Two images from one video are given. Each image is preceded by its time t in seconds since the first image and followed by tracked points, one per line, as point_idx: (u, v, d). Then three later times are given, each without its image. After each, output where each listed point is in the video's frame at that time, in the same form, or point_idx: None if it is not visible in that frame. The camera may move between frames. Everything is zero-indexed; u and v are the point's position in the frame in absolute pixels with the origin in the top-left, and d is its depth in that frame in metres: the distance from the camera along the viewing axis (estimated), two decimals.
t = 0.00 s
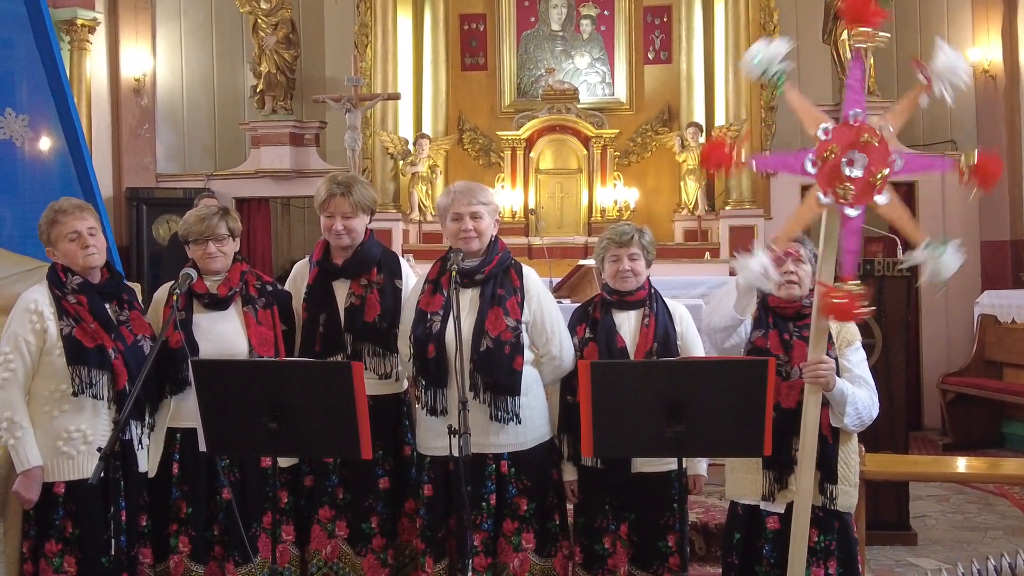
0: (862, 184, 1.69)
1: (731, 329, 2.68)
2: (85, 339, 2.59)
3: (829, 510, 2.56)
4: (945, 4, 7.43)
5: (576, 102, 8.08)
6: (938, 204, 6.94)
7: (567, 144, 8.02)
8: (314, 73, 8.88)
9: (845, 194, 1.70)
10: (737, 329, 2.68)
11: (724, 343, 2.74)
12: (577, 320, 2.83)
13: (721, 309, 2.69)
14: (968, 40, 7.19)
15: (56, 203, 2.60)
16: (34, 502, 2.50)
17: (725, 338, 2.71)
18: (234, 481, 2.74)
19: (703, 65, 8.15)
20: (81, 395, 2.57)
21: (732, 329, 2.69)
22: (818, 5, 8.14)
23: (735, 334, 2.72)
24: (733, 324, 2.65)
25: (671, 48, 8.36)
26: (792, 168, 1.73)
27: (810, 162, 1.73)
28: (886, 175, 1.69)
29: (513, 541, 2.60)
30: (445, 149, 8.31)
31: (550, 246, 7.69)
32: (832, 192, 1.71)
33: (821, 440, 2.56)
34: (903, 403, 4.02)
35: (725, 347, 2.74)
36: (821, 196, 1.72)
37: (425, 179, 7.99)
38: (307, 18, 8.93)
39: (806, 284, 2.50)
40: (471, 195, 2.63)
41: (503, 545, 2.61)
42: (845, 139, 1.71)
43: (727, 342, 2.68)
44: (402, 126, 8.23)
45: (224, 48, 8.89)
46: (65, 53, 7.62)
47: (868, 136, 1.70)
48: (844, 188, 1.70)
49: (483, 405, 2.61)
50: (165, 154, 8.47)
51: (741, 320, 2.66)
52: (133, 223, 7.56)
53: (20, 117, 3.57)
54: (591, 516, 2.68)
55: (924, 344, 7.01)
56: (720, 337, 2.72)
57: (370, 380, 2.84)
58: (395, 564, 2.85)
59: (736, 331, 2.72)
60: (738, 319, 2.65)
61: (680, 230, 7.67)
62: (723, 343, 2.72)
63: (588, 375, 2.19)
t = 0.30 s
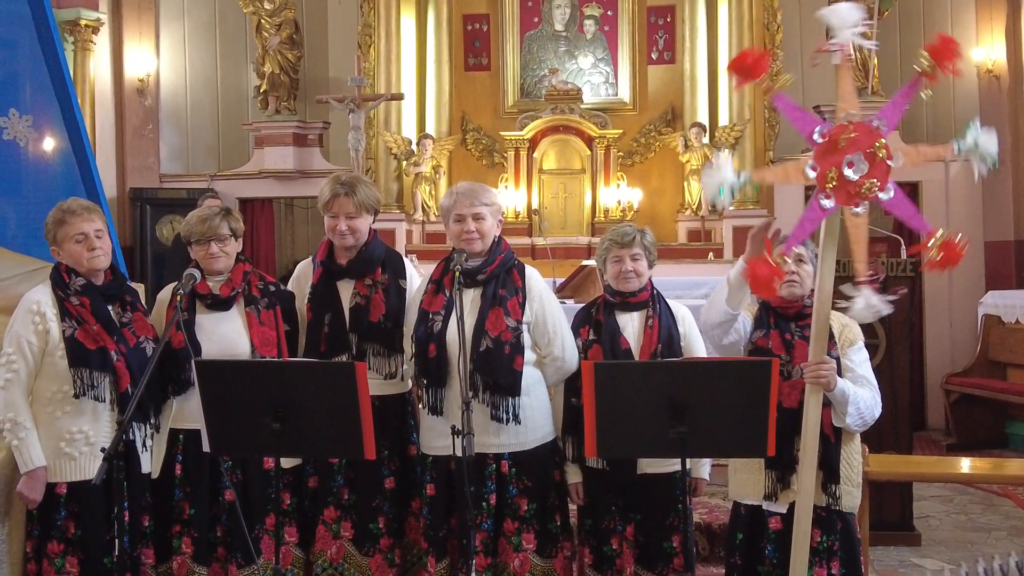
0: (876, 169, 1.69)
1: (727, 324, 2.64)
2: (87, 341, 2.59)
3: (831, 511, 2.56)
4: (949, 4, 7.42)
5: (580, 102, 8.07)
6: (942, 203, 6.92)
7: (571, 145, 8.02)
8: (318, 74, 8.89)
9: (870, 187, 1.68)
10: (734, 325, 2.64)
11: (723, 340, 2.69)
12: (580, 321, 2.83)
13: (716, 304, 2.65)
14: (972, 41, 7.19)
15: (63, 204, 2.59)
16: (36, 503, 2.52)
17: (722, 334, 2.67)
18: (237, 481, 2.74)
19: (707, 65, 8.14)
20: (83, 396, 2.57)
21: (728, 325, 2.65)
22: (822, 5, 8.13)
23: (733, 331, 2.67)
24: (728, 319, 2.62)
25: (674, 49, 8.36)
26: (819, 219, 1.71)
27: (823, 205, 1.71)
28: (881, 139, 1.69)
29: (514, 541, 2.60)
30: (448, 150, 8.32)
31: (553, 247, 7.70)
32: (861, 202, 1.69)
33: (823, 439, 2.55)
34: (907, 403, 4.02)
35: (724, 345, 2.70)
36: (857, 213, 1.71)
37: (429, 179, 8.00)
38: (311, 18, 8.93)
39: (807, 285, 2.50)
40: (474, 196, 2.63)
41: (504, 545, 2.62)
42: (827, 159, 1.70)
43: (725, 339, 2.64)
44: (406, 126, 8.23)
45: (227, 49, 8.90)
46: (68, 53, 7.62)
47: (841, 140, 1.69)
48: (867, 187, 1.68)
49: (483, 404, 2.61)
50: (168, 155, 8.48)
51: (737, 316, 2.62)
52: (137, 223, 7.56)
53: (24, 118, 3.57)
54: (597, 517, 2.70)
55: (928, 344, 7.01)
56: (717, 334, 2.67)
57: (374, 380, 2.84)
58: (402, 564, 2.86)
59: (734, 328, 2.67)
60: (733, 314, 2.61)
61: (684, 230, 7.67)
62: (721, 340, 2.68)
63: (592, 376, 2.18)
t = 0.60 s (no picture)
0: (864, 153, 1.76)
1: (734, 317, 2.61)
2: (93, 337, 2.60)
3: (834, 510, 2.56)
4: (953, 3, 7.41)
5: (584, 102, 8.07)
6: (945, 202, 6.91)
7: (574, 145, 8.02)
8: (321, 74, 8.88)
9: (873, 166, 1.76)
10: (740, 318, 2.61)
11: (729, 333, 2.65)
12: (582, 321, 2.84)
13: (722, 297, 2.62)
14: (976, 40, 7.18)
15: (76, 203, 2.60)
16: (41, 498, 2.55)
17: (729, 327, 2.62)
18: (240, 482, 2.72)
19: (710, 65, 8.14)
20: (88, 393, 2.58)
21: (735, 318, 2.61)
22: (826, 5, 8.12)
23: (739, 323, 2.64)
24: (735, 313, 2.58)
25: (677, 49, 8.37)
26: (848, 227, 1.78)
27: (845, 211, 1.77)
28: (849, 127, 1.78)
29: (515, 540, 2.60)
30: (452, 149, 8.32)
31: (556, 247, 7.75)
32: (871, 184, 1.76)
33: (825, 439, 2.55)
34: (911, 403, 4.01)
35: (730, 338, 2.65)
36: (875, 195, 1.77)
37: (432, 179, 8.02)
38: (314, 18, 8.93)
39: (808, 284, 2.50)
40: (477, 197, 2.62)
41: (504, 545, 2.62)
42: (822, 174, 1.77)
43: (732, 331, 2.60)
44: (409, 126, 8.23)
45: (231, 49, 8.91)
46: (72, 53, 7.63)
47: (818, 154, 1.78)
48: (870, 171, 1.76)
49: (484, 404, 2.62)
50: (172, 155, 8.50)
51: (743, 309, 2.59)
52: (140, 223, 7.56)
53: (28, 118, 3.58)
54: (601, 517, 2.69)
55: (931, 344, 7.01)
56: (725, 327, 2.63)
57: (379, 380, 2.85)
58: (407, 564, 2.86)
59: (740, 321, 2.64)
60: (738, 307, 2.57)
61: (687, 230, 7.67)
62: (728, 333, 2.63)
63: (596, 375, 2.18)
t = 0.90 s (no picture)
0: (849, 138, 1.78)
1: (739, 327, 2.68)
2: (106, 333, 2.62)
3: (839, 510, 2.55)
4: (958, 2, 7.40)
5: (588, 102, 8.07)
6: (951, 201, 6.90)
7: (579, 145, 8.02)
8: (326, 74, 8.89)
9: (867, 132, 1.77)
10: (745, 329, 2.68)
11: (732, 345, 2.73)
12: (587, 321, 2.84)
13: (729, 307, 2.69)
14: (982, 39, 7.17)
15: (89, 203, 2.63)
16: (52, 492, 2.56)
17: (733, 338, 2.70)
18: (245, 481, 2.73)
19: (715, 64, 8.13)
20: (102, 387, 2.61)
21: (740, 329, 2.68)
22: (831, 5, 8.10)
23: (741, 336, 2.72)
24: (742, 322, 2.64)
25: (682, 48, 8.35)
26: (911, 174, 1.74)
27: (893, 178, 1.75)
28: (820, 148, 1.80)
29: (520, 540, 2.60)
30: (457, 149, 8.32)
31: (561, 246, 7.69)
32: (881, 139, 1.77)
33: (831, 439, 2.55)
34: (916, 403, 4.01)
35: (732, 349, 2.73)
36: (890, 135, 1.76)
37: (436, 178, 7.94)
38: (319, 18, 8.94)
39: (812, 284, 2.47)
40: (481, 197, 2.62)
41: (511, 545, 2.62)
42: (857, 185, 1.76)
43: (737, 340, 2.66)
44: (414, 126, 8.23)
45: (236, 49, 8.91)
46: (78, 53, 7.64)
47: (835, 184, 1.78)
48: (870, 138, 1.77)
49: (489, 403, 2.62)
50: (177, 156, 8.52)
51: (750, 319, 2.66)
52: (145, 223, 7.58)
53: (34, 118, 3.59)
54: (604, 517, 2.69)
55: (936, 344, 6.99)
56: (728, 338, 2.71)
57: (384, 379, 2.85)
58: (413, 565, 2.86)
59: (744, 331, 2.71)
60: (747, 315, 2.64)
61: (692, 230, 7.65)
62: (731, 344, 2.70)
63: (602, 375, 2.18)
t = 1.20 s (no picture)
0: (837, 156, 1.76)
1: (740, 319, 2.64)
2: (115, 331, 2.62)
3: (847, 509, 2.55)
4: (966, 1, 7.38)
5: (594, 101, 8.06)
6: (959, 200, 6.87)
7: (585, 144, 8.01)
8: (332, 73, 8.89)
9: (842, 132, 1.76)
10: (747, 321, 2.63)
11: (736, 338, 2.68)
12: (595, 320, 2.84)
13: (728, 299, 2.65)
14: (989, 39, 7.15)
15: (105, 203, 2.64)
16: (64, 490, 2.57)
17: (736, 330, 2.65)
18: (252, 480, 2.74)
19: (722, 63, 8.12)
20: (111, 385, 2.61)
21: (741, 321, 2.64)
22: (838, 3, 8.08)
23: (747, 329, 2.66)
24: (740, 315, 2.61)
25: (688, 47, 8.34)
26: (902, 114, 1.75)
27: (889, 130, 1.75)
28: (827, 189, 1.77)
29: (528, 540, 2.60)
30: (462, 148, 8.32)
31: (568, 246, 7.69)
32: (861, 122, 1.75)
33: (838, 437, 2.55)
34: (924, 402, 4.00)
35: (737, 343, 2.68)
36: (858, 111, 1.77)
37: (442, 179, 8.02)
38: (324, 17, 8.93)
39: (820, 283, 2.50)
40: (482, 198, 2.62)
41: (518, 544, 2.62)
42: (883, 172, 1.74)
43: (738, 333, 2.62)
44: (420, 125, 8.24)
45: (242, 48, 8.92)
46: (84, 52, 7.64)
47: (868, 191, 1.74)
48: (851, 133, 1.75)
49: (496, 403, 2.61)
50: (183, 155, 8.54)
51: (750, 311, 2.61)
52: (152, 223, 7.59)
53: (41, 117, 3.59)
54: (609, 516, 2.69)
55: (944, 344, 6.98)
56: (730, 330, 2.66)
57: (390, 378, 2.85)
58: (419, 563, 2.86)
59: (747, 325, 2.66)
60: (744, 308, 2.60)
61: (699, 229, 7.64)
62: (734, 336, 2.66)
63: (610, 373, 2.18)
